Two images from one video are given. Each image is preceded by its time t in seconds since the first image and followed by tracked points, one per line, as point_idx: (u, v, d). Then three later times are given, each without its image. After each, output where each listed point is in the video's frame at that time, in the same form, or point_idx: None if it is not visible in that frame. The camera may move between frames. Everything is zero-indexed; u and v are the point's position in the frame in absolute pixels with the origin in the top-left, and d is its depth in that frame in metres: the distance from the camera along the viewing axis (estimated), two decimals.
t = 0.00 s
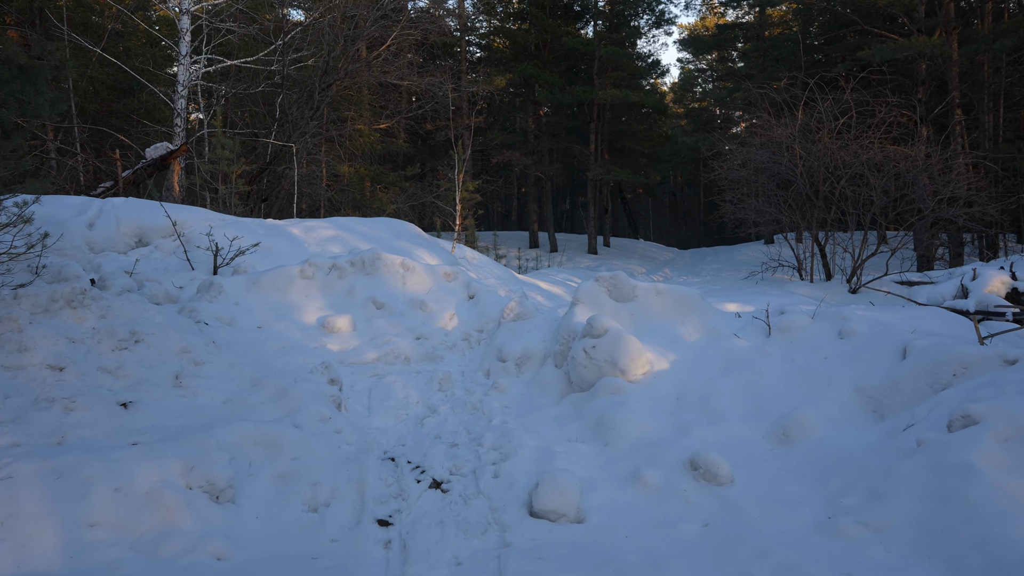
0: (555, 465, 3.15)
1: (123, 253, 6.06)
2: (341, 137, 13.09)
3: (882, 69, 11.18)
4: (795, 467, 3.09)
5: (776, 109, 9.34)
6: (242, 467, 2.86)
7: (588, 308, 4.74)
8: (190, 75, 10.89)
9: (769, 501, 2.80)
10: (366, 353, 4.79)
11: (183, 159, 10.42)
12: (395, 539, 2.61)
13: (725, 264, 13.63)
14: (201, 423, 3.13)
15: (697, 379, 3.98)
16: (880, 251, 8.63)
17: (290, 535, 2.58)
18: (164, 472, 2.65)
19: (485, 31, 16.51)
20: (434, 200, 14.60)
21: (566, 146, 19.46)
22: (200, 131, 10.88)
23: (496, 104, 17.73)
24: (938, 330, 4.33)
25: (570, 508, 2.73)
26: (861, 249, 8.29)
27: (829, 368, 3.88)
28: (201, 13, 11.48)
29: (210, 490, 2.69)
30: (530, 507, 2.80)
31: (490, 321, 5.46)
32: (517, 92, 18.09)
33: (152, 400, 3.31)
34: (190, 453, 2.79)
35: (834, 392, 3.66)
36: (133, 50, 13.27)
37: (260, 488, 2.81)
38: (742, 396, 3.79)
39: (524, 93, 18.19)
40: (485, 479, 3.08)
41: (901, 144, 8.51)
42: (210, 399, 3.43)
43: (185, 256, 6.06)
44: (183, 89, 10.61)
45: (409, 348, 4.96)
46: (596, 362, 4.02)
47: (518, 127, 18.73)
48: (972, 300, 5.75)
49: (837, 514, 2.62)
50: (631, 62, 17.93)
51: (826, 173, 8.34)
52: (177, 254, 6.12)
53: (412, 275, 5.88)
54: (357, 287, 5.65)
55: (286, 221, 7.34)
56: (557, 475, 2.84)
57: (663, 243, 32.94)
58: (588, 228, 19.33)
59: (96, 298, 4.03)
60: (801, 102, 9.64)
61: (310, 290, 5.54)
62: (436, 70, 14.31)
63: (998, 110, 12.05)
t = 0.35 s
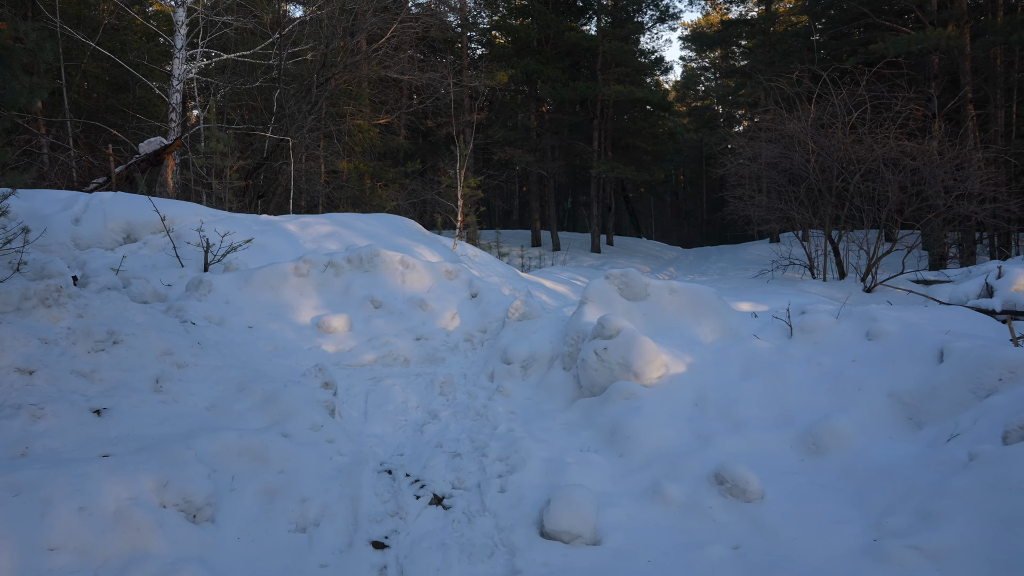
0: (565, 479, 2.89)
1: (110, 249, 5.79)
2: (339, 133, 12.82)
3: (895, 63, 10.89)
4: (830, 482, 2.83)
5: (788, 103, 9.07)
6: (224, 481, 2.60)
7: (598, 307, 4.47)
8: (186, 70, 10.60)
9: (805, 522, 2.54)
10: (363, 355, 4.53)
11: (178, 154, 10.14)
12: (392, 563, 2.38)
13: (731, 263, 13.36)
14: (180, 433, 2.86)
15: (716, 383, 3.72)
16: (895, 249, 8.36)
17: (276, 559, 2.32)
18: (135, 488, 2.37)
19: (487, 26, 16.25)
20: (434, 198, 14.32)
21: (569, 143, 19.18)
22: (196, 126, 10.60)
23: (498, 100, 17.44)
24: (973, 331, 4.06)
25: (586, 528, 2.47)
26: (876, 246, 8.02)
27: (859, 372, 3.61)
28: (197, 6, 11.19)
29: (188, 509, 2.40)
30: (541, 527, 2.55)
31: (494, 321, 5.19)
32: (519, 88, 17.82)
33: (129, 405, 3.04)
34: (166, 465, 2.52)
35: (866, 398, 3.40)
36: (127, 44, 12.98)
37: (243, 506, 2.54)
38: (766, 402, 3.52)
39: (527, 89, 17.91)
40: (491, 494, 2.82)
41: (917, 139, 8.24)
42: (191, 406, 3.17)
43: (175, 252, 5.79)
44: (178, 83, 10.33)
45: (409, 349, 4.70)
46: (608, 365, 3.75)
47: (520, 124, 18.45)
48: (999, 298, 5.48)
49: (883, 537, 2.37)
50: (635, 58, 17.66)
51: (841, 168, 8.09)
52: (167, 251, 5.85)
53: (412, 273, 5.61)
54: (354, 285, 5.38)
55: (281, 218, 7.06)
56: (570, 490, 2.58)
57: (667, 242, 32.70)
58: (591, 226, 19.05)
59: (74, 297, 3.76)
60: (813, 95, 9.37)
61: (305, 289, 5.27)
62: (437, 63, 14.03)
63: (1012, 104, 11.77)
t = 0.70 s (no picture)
0: (575, 499, 2.69)
1: (98, 249, 5.55)
2: (337, 129, 12.59)
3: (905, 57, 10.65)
4: (863, 502, 2.64)
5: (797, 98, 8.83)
6: (206, 502, 2.39)
7: (607, 309, 4.25)
8: (181, 65, 10.35)
9: (840, 551, 2.34)
10: (360, 360, 4.31)
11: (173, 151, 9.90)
12: None
13: (736, 262, 13.15)
14: (159, 447, 2.63)
15: (734, 391, 3.50)
16: (908, 248, 8.14)
17: None
18: (104, 511, 2.12)
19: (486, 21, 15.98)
20: (434, 196, 14.10)
21: (570, 140, 18.95)
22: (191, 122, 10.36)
23: (498, 97, 17.19)
24: (1003, 335, 3.85)
25: (599, 558, 2.28)
26: (889, 245, 7.80)
27: (886, 380, 3.39)
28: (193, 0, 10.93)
29: (163, 537, 2.17)
30: (552, 555, 2.34)
31: (497, 324, 4.97)
32: (520, 84, 17.57)
33: (105, 417, 2.81)
34: (140, 486, 2.29)
35: (895, 407, 3.18)
36: (120, 38, 12.71)
37: (226, 532, 2.32)
38: (789, 412, 3.30)
39: (528, 86, 17.67)
40: (495, 517, 2.63)
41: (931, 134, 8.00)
42: (173, 418, 2.94)
43: (164, 252, 5.55)
44: (173, 79, 10.08)
45: (408, 353, 4.48)
46: (619, 373, 3.52)
47: (521, 121, 18.22)
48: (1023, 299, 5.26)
49: (930, 568, 2.21)
50: (638, 55, 17.42)
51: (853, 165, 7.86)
52: (156, 251, 5.62)
53: (411, 274, 5.39)
54: (351, 286, 5.16)
55: (276, 216, 6.83)
56: (582, 515, 2.39)
57: (668, 240, 32.47)
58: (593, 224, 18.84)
59: (51, 300, 3.53)
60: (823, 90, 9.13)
61: (299, 290, 5.04)
62: (438, 58, 13.79)
63: None
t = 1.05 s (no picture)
0: (584, 523, 2.45)
1: (82, 251, 5.32)
2: (335, 130, 12.38)
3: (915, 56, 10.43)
4: (903, 527, 2.41)
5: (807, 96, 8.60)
6: (176, 528, 2.14)
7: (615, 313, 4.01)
8: (176, 65, 10.12)
9: None
10: (353, 367, 4.07)
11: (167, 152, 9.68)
12: None
13: (741, 265, 12.92)
14: (125, 465, 2.38)
15: (754, 402, 3.26)
16: (921, 250, 7.91)
17: None
18: (56, 543, 1.88)
19: (487, 21, 15.76)
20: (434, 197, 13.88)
21: (572, 142, 18.74)
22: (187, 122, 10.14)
23: (499, 98, 16.99)
24: None
25: None
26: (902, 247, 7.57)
27: (917, 389, 3.15)
28: None
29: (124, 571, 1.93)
30: None
31: (498, 329, 4.73)
32: (521, 85, 17.36)
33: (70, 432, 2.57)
34: (100, 511, 2.05)
35: (929, 420, 2.94)
36: (115, 38, 12.50)
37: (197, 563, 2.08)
38: (813, 424, 3.06)
39: (529, 86, 17.46)
40: (496, 543, 2.39)
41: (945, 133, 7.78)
42: (145, 432, 2.70)
43: (151, 254, 5.33)
44: (168, 79, 9.85)
45: (405, 360, 4.24)
46: (629, 382, 3.28)
47: (522, 122, 18.01)
48: None
49: None
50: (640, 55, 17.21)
51: (866, 164, 7.62)
52: (143, 253, 5.39)
53: (408, 276, 5.15)
54: (346, 289, 4.92)
55: (269, 217, 6.60)
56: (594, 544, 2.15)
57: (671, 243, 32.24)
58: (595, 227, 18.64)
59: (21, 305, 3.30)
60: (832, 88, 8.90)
61: (291, 293, 4.81)
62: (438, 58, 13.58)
63: None
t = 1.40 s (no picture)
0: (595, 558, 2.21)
1: (63, 253, 5.07)
2: (332, 128, 12.14)
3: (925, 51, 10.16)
4: (952, 560, 2.16)
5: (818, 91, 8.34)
6: (138, 567, 1.90)
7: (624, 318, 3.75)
8: (170, 63, 9.84)
9: None
10: (345, 377, 3.82)
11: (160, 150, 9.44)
12: None
13: (747, 265, 12.67)
14: (84, 494, 2.13)
15: (777, 415, 3.01)
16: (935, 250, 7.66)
17: None
18: None
19: (487, 19, 15.51)
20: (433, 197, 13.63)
21: (573, 140, 18.50)
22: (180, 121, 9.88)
23: (500, 96, 16.74)
24: None
25: None
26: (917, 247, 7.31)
27: (954, 403, 2.91)
28: None
29: None
30: None
31: (499, 334, 4.49)
32: (522, 83, 17.11)
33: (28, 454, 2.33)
34: (48, 553, 1.80)
35: (970, 437, 2.70)
36: (108, 35, 12.25)
37: None
38: (844, 440, 2.81)
39: (530, 85, 17.21)
40: None
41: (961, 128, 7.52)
42: (112, 452, 2.46)
43: (135, 256, 5.07)
44: (161, 76, 9.59)
45: (400, 368, 3.99)
46: (642, 394, 3.03)
47: (523, 121, 17.76)
48: None
49: None
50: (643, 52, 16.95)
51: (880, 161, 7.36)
52: (127, 254, 5.14)
53: (404, 279, 4.90)
54: (339, 292, 4.67)
55: (262, 217, 6.35)
56: None
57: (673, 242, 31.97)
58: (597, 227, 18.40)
59: None
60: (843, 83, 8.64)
61: (281, 297, 4.56)
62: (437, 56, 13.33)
63: None
